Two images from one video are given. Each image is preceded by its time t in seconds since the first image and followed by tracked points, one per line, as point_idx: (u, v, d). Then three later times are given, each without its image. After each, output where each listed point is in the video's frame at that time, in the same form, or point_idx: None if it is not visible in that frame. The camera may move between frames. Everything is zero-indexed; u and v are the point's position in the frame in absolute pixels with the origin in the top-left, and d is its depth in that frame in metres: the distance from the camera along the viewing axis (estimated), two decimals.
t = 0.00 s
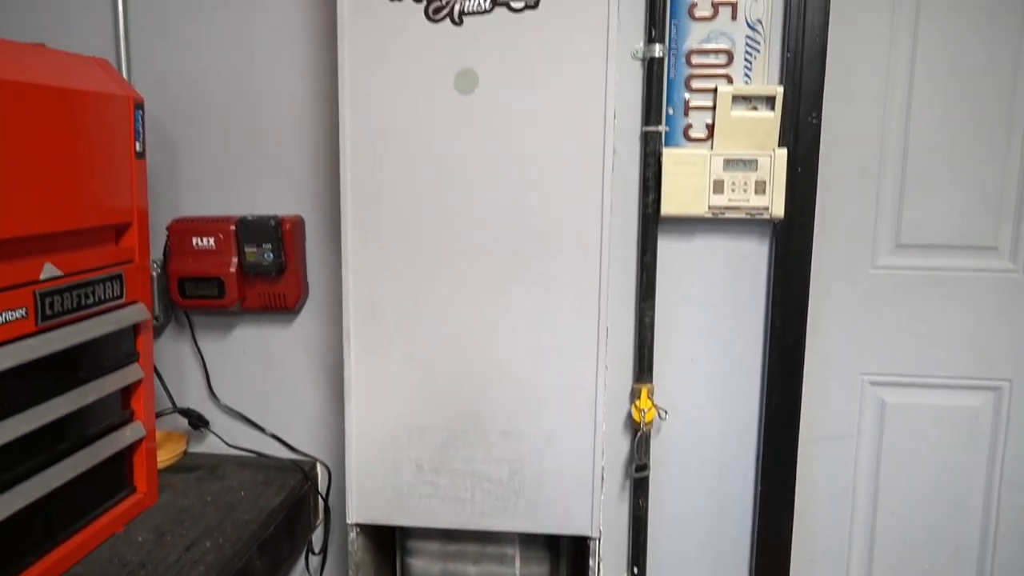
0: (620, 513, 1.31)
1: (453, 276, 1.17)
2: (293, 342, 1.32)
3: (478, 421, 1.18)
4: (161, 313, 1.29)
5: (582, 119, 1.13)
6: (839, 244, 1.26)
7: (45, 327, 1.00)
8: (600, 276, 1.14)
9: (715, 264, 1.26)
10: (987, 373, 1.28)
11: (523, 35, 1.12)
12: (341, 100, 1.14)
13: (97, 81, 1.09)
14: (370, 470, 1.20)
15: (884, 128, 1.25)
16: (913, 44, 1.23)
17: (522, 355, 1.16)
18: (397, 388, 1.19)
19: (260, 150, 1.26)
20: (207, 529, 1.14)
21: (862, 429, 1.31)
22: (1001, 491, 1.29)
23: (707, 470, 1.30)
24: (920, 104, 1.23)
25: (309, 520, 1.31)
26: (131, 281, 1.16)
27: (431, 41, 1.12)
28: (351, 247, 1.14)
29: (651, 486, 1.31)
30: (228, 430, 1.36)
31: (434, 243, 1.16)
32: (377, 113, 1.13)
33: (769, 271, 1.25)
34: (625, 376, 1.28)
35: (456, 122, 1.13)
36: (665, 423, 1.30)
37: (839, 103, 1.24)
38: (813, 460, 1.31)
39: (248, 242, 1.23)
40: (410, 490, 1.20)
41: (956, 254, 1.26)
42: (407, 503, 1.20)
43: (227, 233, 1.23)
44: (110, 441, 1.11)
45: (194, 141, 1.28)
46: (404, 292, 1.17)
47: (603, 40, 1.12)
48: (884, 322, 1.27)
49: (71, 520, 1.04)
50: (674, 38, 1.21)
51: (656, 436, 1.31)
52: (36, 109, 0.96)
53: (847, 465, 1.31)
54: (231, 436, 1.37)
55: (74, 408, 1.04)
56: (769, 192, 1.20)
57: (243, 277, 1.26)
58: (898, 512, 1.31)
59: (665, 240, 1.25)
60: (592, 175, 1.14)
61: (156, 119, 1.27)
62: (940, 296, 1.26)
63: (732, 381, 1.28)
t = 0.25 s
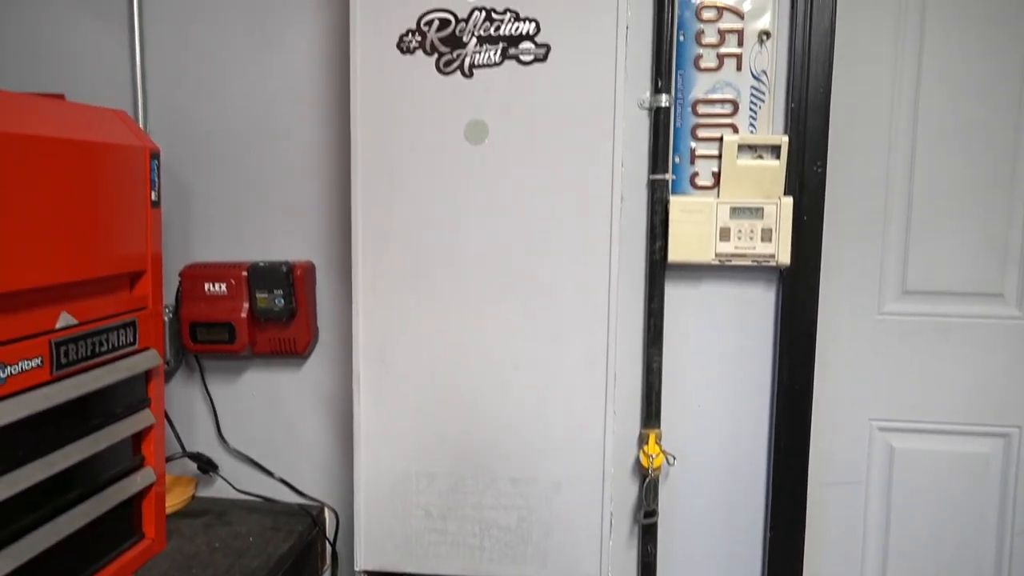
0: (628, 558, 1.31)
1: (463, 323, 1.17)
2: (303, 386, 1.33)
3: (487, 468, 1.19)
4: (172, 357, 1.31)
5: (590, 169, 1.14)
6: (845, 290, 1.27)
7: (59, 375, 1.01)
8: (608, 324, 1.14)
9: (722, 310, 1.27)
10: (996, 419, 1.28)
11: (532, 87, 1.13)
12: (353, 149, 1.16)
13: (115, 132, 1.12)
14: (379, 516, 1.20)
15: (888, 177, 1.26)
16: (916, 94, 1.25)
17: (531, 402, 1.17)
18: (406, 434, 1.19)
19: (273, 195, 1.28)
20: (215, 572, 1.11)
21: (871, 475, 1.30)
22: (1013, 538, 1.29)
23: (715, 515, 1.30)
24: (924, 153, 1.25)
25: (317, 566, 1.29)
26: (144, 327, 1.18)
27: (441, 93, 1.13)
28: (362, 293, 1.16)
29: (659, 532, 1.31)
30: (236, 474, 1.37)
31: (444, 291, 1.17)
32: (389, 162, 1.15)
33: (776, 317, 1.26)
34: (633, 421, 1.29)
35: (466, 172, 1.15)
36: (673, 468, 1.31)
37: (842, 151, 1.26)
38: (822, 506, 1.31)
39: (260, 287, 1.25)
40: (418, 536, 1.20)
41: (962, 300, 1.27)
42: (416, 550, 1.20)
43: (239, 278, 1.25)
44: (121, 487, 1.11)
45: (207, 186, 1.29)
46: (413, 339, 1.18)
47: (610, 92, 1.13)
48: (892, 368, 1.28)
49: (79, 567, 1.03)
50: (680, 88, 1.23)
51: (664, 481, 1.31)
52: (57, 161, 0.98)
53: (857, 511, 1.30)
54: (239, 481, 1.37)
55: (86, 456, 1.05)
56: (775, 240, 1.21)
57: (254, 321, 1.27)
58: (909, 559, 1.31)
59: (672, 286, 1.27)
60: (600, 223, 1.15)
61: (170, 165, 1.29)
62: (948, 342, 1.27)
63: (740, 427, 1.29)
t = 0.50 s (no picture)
0: None
1: (471, 373, 1.18)
2: (311, 434, 1.33)
3: (495, 518, 1.18)
4: (181, 405, 1.31)
5: (597, 222, 1.16)
6: (851, 339, 1.28)
7: (71, 427, 1.01)
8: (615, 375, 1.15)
9: (728, 359, 1.28)
10: (1004, 469, 1.28)
11: (539, 141, 1.15)
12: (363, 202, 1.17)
13: (129, 186, 1.15)
14: (386, 567, 1.20)
15: (891, 227, 1.27)
16: (917, 146, 1.27)
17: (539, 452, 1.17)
18: (414, 484, 1.19)
19: (284, 245, 1.29)
20: None
21: (880, 524, 1.30)
22: None
23: (723, 565, 1.30)
24: (926, 203, 1.26)
25: None
26: (154, 377, 1.19)
27: (450, 147, 1.15)
28: (371, 343, 1.16)
29: None
30: (243, 523, 1.36)
31: (452, 341, 1.18)
32: (398, 215, 1.17)
33: (781, 366, 1.27)
34: (641, 470, 1.29)
35: (474, 224, 1.16)
36: (681, 518, 1.31)
37: (846, 201, 1.27)
38: (831, 555, 1.30)
39: (269, 335, 1.25)
40: None
41: (968, 349, 1.28)
42: None
43: (249, 327, 1.25)
44: (130, 537, 1.11)
45: (219, 235, 1.31)
46: (421, 389, 1.18)
47: (617, 147, 1.15)
48: (899, 417, 1.28)
49: None
50: (685, 140, 1.25)
51: (672, 530, 1.31)
52: (72, 215, 1.01)
53: (866, 560, 1.30)
54: (246, 529, 1.37)
55: (97, 506, 1.04)
56: (781, 289, 1.22)
57: (263, 369, 1.27)
58: None
59: (679, 335, 1.28)
60: (606, 275, 1.16)
61: (181, 215, 1.30)
62: (954, 391, 1.27)
63: (747, 476, 1.29)
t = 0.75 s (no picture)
0: None
1: (478, 415, 1.18)
2: (317, 474, 1.33)
3: (502, 561, 1.18)
4: (187, 445, 1.31)
5: (604, 264, 1.16)
6: (857, 380, 1.28)
7: (79, 471, 1.02)
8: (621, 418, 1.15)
9: (734, 400, 1.28)
10: (1012, 511, 1.27)
11: (546, 184, 1.16)
12: (371, 244, 1.18)
13: (140, 230, 1.16)
14: None
15: (895, 268, 1.28)
16: (920, 188, 1.28)
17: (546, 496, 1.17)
18: (420, 527, 1.19)
19: (292, 285, 1.30)
20: None
21: (888, 566, 1.30)
22: None
23: None
24: (930, 245, 1.27)
25: None
26: (162, 419, 1.19)
27: (457, 190, 1.16)
28: (378, 385, 1.17)
29: None
30: (248, 564, 1.36)
31: (459, 382, 1.18)
32: (406, 256, 1.17)
33: (787, 407, 1.27)
34: (647, 512, 1.29)
35: (481, 266, 1.17)
36: (688, 560, 1.30)
37: (850, 243, 1.28)
38: None
39: (276, 376, 1.26)
40: None
41: (974, 390, 1.28)
42: None
43: (256, 367, 1.26)
44: None
45: (226, 276, 1.31)
46: (428, 431, 1.18)
47: (622, 191, 1.15)
48: (906, 459, 1.28)
49: None
50: (689, 183, 1.26)
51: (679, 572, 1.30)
52: (82, 260, 1.02)
53: None
54: (251, 570, 1.36)
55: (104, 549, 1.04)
56: (786, 330, 1.22)
57: (270, 409, 1.27)
58: None
59: (684, 376, 1.28)
60: (613, 318, 1.16)
61: (192, 256, 1.32)
62: (961, 432, 1.27)
63: (754, 518, 1.28)
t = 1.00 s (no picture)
0: None
1: (487, 460, 1.18)
2: (325, 518, 1.32)
3: None
4: (196, 488, 1.31)
5: (613, 309, 1.16)
6: (867, 423, 1.28)
7: (89, 520, 1.01)
8: (631, 464, 1.14)
9: (745, 444, 1.28)
10: None
11: (555, 229, 1.16)
12: (382, 286, 1.19)
13: (153, 276, 1.17)
14: None
15: (904, 310, 1.28)
16: (927, 230, 1.28)
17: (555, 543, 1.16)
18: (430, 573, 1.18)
19: (302, 328, 1.30)
20: None
21: None
22: None
23: None
24: (938, 286, 1.27)
25: None
26: (172, 464, 1.19)
27: (467, 236, 1.17)
28: (387, 429, 1.17)
29: None
30: None
31: (469, 427, 1.18)
32: (416, 300, 1.18)
33: (798, 450, 1.26)
34: (657, 556, 1.28)
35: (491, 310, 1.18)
36: None
37: (858, 284, 1.29)
38: None
39: (285, 420, 1.25)
40: None
41: (986, 433, 1.27)
42: None
43: (265, 410, 1.26)
44: None
45: (237, 319, 1.32)
46: (437, 476, 1.18)
47: (631, 236, 1.16)
48: (919, 503, 1.27)
49: None
50: (697, 225, 1.27)
51: None
52: (94, 307, 1.03)
53: None
54: None
55: None
56: (796, 373, 1.22)
57: (278, 453, 1.27)
58: None
59: (694, 418, 1.28)
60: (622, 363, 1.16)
61: (204, 300, 1.33)
62: (974, 476, 1.26)
63: (766, 563, 1.27)
